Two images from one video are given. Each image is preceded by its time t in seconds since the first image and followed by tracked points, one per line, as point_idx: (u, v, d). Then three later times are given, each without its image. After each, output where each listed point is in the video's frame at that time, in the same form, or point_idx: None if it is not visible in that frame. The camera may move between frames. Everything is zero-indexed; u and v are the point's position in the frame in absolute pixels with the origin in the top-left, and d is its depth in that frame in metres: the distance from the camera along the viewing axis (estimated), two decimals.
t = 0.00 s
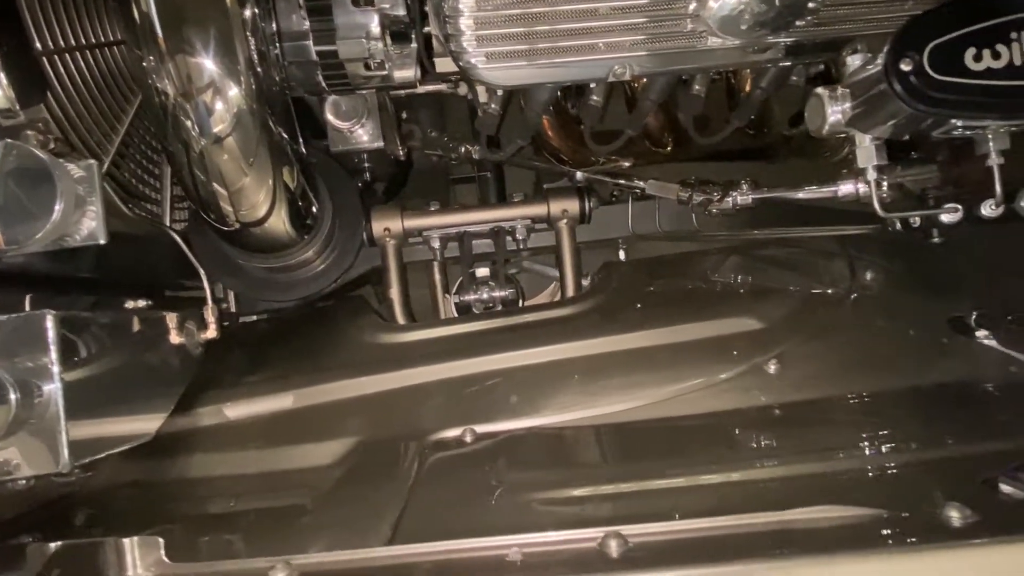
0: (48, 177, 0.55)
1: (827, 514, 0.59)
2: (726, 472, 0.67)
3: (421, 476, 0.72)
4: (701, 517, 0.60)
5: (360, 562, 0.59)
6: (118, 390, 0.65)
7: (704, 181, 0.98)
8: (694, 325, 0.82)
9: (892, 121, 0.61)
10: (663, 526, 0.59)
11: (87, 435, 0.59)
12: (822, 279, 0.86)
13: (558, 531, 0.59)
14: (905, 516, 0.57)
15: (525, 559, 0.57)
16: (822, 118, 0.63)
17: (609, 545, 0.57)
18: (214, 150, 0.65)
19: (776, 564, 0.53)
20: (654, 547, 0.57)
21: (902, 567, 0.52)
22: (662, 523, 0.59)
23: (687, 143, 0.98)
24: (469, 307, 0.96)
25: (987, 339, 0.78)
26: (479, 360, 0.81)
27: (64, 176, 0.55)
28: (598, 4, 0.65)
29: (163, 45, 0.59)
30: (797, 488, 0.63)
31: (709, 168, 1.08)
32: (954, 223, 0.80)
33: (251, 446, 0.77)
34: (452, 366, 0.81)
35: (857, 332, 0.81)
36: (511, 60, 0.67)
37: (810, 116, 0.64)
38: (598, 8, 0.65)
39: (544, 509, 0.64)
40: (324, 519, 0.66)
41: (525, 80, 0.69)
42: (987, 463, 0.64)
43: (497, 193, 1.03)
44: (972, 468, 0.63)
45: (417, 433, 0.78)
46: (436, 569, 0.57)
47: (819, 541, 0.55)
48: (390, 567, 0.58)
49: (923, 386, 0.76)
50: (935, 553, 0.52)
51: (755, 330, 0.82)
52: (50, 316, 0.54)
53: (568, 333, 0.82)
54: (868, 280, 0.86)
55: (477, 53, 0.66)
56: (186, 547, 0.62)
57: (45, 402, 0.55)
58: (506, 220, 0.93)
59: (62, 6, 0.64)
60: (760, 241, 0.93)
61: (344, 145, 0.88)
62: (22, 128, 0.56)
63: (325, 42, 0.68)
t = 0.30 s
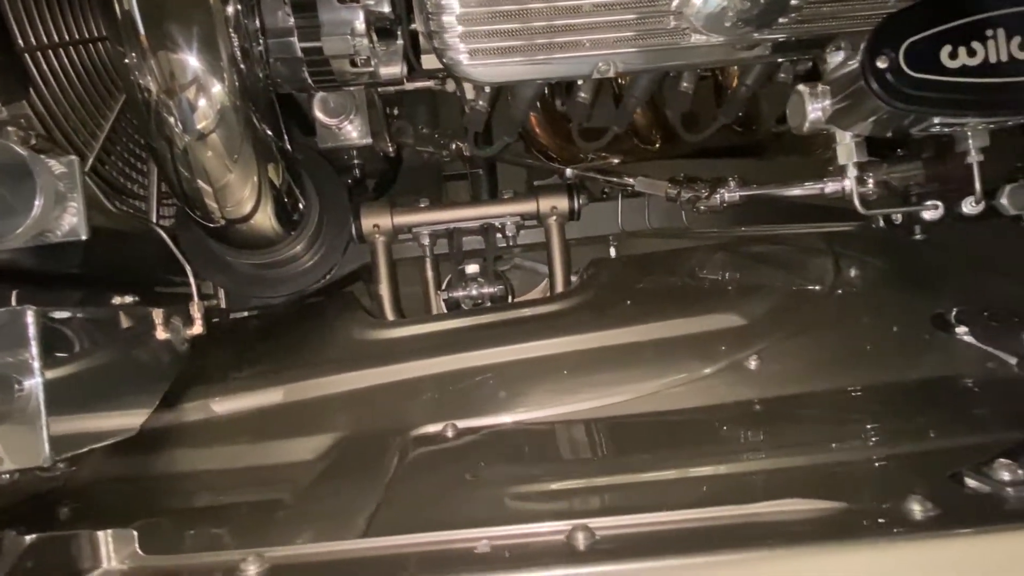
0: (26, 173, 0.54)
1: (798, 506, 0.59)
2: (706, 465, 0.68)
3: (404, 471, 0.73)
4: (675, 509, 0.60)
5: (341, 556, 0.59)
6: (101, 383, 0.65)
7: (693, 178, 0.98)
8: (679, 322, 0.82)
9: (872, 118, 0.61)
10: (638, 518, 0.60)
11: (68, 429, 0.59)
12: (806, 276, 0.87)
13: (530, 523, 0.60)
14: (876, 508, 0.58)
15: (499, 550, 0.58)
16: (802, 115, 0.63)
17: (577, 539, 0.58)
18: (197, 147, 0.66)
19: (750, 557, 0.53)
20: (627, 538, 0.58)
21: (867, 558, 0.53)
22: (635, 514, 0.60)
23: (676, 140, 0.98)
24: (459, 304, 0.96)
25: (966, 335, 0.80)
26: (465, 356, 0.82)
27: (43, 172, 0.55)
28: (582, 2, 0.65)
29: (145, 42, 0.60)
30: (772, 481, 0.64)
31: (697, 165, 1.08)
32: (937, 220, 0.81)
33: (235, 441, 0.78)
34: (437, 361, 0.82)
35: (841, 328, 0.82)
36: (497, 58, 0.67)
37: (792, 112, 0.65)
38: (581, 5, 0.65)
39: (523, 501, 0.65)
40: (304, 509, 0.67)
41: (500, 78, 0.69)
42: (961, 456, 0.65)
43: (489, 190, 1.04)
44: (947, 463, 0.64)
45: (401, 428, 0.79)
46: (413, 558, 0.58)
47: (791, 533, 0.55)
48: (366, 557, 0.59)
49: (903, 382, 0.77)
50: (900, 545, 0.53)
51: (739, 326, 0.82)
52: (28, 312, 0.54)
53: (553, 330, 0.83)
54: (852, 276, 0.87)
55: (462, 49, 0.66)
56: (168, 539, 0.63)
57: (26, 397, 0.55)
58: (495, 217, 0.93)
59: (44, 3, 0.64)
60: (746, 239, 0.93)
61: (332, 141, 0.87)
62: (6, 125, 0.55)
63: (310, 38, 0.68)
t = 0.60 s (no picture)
0: (13, 166, 0.54)
1: (779, 496, 0.60)
2: (691, 456, 0.68)
3: (393, 463, 0.73)
4: (658, 499, 0.61)
5: (327, 547, 0.60)
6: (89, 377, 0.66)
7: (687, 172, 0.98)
8: (670, 315, 0.82)
9: (859, 111, 0.61)
10: (621, 509, 0.60)
11: (57, 423, 0.60)
12: (796, 270, 0.87)
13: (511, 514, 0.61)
14: (860, 499, 0.58)
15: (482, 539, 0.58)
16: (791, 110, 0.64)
17: (555, 528, 0.58)
18: (186, 141, 0.66)
19: (729, 546, 0.54)
20: (609, 528, 0.58)
21: (843, 548, 0.54)
22: (616, 505, 0.60)
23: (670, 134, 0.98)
24: (451, 299, 0.96)
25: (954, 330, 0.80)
26: (455, 350, 0.82)
27: (28, 164, 0.55)
28: None
29: (132, 35, 0.60)
30: (756, 471, 0.64)
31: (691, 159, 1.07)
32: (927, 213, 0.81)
33: (226, 434, 0.78)
34: (428, 355, 0.82)
35: (831, 321, 0.82)
36: (488, 52, 0.67)
37: (781, 106, 0.65)
38: None
39: (509, 492, 0.65)
40: (288, 498, 0.68)
41: (503, 71, 0.68)
42: (942, 449, 0.65)
43: (483, 185, 1.04)
44: (930, 455, 0.64)
45: (389, 420, 0.79)
46: (398, 548, 0.59)
47: (771, 523, 0.56)
48: (349, 547, 0.60)
49: (888, 374, 0.78)
50: (878, 534, 0.54)
51: (729, 320, 0.82)
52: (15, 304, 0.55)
53: (544, 323, 0.83)
54: (843, 270, 0.87)
55: (452, 43, 0.66)
56: (154, 529, 0.63)
57: (11, 389, 0.56)
58: (488, 213, 0.92)
59: None
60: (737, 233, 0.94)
61: (323, 136, 0.86)
62: None
63: (300, 31, 0.65)
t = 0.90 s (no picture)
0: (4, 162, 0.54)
1: (762, 487, 0.60)
2: (678, 449, 0.68)
3: (383, 457, 0.73)
4: (643, 490, 0.61)
5: (315, 539, 0.60)
6: (77, 371, 0.66)
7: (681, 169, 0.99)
8: (662, 312, 0.83)
9: (846, 107, 0.62)
10: (607, 500, 0.60)
11: (46, 418, 0.60)
12: (787, 266, 0.87)
13: (495, 506, 0.61)
14: (845, 492, 0.59)
15: (467, 529, 0.59)
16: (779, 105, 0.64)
17: (534, 519, 0.58)
18: (177, 138, 0.66)
19: (711, 535, 0.54)
20: (592, 518, 0.59)
21: (823, 537, 0.54)
22: (602, 496, 0.61)
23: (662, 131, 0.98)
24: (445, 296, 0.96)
25: (941, 325, 0.80)
26: (447, 347, 0.82)
27: (18, 161, 0.55)
28: None
29: (121, 32, 0.60)
30: (742, 463, 0.65)
31: (686, 156, 1.07)
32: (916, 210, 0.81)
33: (218, 429, 0.78)
34: (419, 351, 0.82)
35: (821, 317, 0.83)
36: (476, 50, 0.67)
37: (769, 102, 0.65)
38: None
39: (498, 485, 0.65)
40: (276, 491, 0.68)
41: (501, 67, 0.69)
42: (926, 442, 0.65)
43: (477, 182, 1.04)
44: (917, 449, 0.65)
45: (380, 414, 0.79)
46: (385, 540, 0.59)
47: (753, 512, 0.56)
48: (335, 537, 0.60)
49: (876, 368, 0.78)
50: (860, 525, 0.54)
51: (719, 315, 0.83)
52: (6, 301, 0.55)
53: (536, 319, 0.83)
54: (834, 266, 0.88)
55: (440, 40, 0.66)
56: (145, 522, 0.64)
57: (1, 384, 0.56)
58: (483, 210, 0.92)
59: None
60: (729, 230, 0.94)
61: (317, 134, 0.86)
62: None
63: (290, 30, 0.65)
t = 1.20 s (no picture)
0: None
1: (757, 478, 0.61)
2: (674, 441, 0.69)
3: (381, 450, 0.74)
4: (639, 480, 0.61)
5: (314, 526, 0.60)
6: (78, 365, 0.66)
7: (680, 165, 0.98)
8: (661, 305, 0.83)
9: (843, 101, 0.62)
10: (602, 490, 0.61)
11: (45, 411, 0.60)
12: (784, 260, 0.88)
13: (490, 496, 0.61)
14: (840, 479, 0.59)
15: (464, 520, 0.59)
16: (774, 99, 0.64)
17: (527, 509, 0.58)
18: (173, 132, 0.66)
19: (705, 524, 0.54)
20: (587, 507, 0.59)
21: (818, 526, 0.54)
22: (598, 486, 0.61)
23: (660, 126, 0.98)
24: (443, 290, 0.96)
25: (937, 318, 0.80)
26: (445, 341, 0.82)
27: (13, 154, 0.55)
28: None
29: (117, 26, 0.60)
30: (738, 455, 0.65)
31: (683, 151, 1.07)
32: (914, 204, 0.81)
33: (216, 422, 0.79)
34: (417, 344, 0.82)
35: (818, 311, 0.83)
36: (472, 43, 0.67)
37: (765, 96, 0.65)
38: None
39: (496, 477, 0.66)
40: (273, 483, 0.68)
41: (500, 60, 0.69)
42: (923, 433, 0.65)
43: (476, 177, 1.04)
44: (912, 439, 0.65)
45: (377, 406, 0.80)
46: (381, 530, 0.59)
47: (750, 503, 0.56)
48: (330, 526, 0.60)
49: (873, 361, 0.79)
50: (853, 516, 0.54)
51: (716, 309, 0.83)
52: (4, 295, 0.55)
53: (534, 313, 0.83)
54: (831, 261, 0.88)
55: (436, 34, 0.66)
56: (143, 513, 0.64)
57: None
58: (482, 206, 0.92)
59: None
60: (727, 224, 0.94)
61: (314, 128, 0.86)
62: None
63: (287, 23, 0.64)
